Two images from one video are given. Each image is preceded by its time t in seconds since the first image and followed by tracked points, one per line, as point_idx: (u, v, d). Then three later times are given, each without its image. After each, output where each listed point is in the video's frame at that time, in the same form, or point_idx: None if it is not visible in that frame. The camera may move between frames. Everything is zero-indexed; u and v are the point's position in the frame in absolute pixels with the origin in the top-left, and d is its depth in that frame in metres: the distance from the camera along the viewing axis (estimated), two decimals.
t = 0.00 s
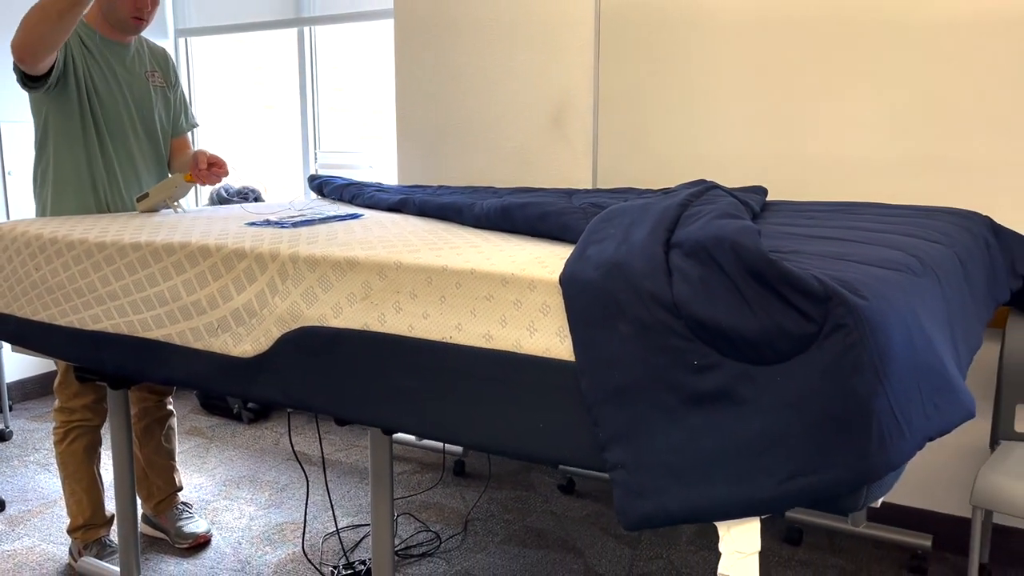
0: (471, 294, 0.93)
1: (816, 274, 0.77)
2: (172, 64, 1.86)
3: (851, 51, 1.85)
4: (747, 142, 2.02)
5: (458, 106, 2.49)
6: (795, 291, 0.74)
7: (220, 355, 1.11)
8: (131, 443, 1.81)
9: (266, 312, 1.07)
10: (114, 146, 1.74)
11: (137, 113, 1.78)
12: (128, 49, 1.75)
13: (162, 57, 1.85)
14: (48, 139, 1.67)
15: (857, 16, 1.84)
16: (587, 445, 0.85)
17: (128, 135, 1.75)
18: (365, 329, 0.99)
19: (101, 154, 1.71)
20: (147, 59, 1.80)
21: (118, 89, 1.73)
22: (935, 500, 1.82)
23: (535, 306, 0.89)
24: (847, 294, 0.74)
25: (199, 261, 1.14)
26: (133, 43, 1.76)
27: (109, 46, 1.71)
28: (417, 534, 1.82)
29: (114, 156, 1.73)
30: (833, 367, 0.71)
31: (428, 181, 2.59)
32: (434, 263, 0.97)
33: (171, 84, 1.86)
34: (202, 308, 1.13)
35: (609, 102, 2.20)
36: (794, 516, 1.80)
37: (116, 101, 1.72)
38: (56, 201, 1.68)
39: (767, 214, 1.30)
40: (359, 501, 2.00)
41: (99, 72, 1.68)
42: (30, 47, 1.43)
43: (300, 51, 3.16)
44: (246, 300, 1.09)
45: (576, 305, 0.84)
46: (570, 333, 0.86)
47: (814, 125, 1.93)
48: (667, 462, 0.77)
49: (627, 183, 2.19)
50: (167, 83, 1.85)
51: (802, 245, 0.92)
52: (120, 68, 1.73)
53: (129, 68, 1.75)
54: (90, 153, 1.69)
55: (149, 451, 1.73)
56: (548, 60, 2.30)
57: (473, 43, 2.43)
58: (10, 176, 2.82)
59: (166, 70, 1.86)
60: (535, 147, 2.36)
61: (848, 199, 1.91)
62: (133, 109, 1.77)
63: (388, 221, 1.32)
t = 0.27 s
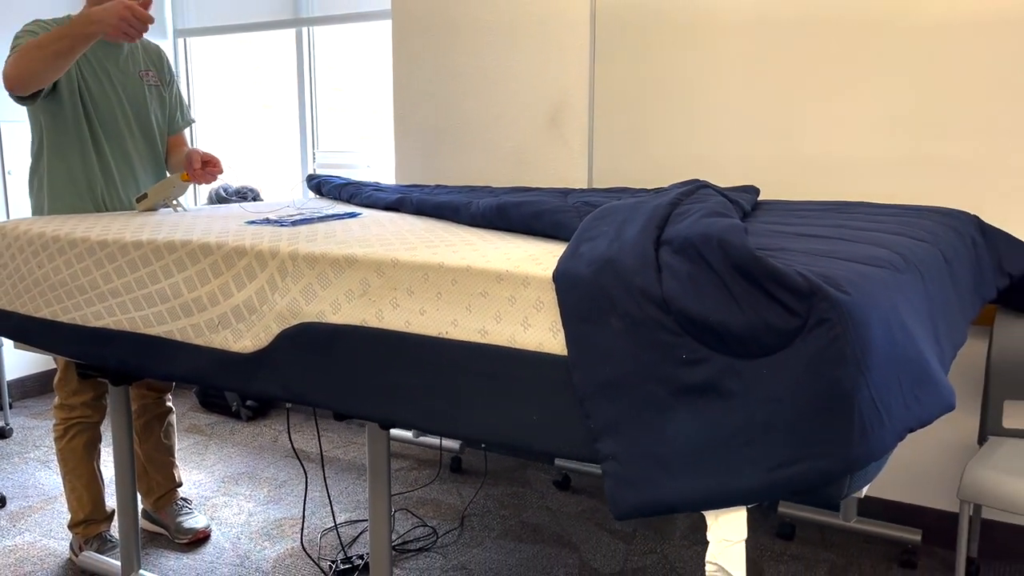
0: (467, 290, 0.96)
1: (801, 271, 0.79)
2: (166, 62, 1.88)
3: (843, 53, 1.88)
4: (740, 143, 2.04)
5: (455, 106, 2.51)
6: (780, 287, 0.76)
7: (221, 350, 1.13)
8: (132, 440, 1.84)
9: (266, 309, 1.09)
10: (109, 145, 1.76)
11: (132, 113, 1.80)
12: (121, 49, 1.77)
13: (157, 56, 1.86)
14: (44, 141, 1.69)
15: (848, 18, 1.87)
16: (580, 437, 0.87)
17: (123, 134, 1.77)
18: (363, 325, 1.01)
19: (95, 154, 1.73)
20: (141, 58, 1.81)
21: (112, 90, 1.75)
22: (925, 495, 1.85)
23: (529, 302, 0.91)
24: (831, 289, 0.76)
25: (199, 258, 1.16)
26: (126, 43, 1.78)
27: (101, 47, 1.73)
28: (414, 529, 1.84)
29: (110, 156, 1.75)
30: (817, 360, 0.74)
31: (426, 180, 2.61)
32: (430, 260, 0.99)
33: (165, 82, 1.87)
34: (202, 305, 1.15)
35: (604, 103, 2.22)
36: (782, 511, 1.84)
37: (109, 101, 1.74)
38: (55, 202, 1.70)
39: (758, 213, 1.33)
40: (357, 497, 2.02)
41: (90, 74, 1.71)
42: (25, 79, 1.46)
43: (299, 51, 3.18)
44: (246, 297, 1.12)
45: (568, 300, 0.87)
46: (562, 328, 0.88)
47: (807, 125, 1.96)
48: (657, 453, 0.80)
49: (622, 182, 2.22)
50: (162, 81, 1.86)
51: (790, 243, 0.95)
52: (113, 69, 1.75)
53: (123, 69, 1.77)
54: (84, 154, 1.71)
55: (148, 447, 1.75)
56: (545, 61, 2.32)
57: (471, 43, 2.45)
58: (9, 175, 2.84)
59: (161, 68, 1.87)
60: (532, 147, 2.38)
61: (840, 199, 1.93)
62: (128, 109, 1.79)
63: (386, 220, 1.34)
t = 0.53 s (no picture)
0: (465, 287, 0.98)
1: (791, 268, 0.81)
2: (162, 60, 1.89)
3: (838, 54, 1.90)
4: (736, 143, 2.06)
5: (454, 106, 2.53)
6: (770, 283, 0.78)
7: (223, 347, 1.15)
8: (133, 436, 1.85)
9: (268, 306, 1.11)
10: (109, 145, 1.78)
11: (130, 113, 1.82)
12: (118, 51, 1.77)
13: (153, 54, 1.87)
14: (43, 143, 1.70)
15: (843, 20, 1.89)
16: (575, 431, 0.89)
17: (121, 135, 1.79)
18: (363, 321, 1.03)
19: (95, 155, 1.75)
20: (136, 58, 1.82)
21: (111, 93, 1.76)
22: (918, 491, 1.87)
23: (526, 298, 0.93)
24: (820, 286, 0.78)
25: (202, 256, 1.18)
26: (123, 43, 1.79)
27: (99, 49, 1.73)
28: (413, 525, 1.86)
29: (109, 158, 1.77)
30: (805, 354, 0.76)
31: (425, 180, 2.64)
32: (429, 258, 1.01)
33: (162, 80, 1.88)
34: (205, 302, 1.17)
35: (602, 103, 2.24)
36: (776, 507, 1.87)
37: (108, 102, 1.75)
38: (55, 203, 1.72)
39: (753, 212, 1.35)
40: (357, 493, 2.04)
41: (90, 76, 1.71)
42: (26, 120, 1.47)
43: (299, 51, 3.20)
44: (248, 294, 1.13)
45: (564, 297, 0.89)
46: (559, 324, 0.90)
47: (803, 126, 1.98)
48: (650, 446, 0.82)
49: (620, 182, 2.24)
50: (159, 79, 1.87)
51: (782, 241, 0.97)
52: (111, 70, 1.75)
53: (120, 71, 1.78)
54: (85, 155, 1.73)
55: (150, 444, 1.77)
56: (543, 62, 2.34)
57: (470, 43, 2.47)
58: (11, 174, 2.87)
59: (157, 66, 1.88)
60: (530, 146, 2.41)
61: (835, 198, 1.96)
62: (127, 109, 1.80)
63: (386, 219, 1.36)
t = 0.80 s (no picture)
0: (466, 285, 1.00)
1: (786, 266, 0.83)
2: (162, 59, 1.89)
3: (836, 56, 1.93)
4: (735, 143, 2.08)
5: (455, 106, 2.55)
6: (765, 281, 0.80)
7: (228, 343, 1.17)
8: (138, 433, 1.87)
9: (273, 303, 1.13)
10: (110, 148, 1.79)
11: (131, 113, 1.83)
12: (118, 52, 1.78)
13: (152, 53, 1.88)
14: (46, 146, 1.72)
15: (841, 22, 1.91)
16: (574, 425, 0.91)
17: (123, 136, 1.81)
18: (367, 318, 1.05)
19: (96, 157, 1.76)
20: (136, 58, 1.83)
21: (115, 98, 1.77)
22: (914, 488, 1.89)
23: (526, 295, 0.95)
24: (814, 284, 0.80)
25: (208, 254, 1.20)
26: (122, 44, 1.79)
27: (99, 51, 1.74)
28: (415, 521, 1.88)
29: (112, 161, 1.79)
30: (798, 350, 0.77)
31: (426, 179, 2.65)
32: (432, 256, 1.03)
33: (163, 78, 1.88)
34: (210, 300, 1.19)
35: (602, 103, 2.26)
36: (775, 504, 1.89)
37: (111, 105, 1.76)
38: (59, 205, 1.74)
39: (750, 212, 1.37)
40: (359, 490, 2.06)
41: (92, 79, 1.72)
42: (38, 152, 1.49)
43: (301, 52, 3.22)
44: (253, 292, 1.15)
45: (563, 295, 0.91)
46: (558, 321, 0.92)
47: (801, 126, 2.00)
48: (647, 439, 0.83)
49: (619, 181, 2.26)
50: (161, 78, 1.88)
51: (777, 239, 0.99)
52: (113, 72, 1.76)
53: (121, 72, 1.79)
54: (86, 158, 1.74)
55: (154, 442, 1.79)
56: (544, 62, 2.36)
57: (470, 44, 2.49)
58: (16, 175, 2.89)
59: (157, 64, 1.88)
60: (530, 146, 2.43)
61: (833, 198, 1.97)
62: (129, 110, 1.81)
63: (387, 218, 1.38)
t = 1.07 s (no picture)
0: (470, 282, 1.01)
1: (784, 264, 0.85)
2: (165, 58, 1.90)
3: (837, 57, 1.94)
4: (736, 143, 2.10)
5: (458, 107, 2.57)
6: (763, 278, 0.82)
7: (236, 340, 1.19)
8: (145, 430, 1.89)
9: (280, 300, 1.15)
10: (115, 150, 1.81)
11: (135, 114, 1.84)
12: (119, 54, 1.79)
13: (156, 53, 1.88)
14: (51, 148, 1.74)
15: (841, 23, 1.92)
16: (576, 420, 0.92)
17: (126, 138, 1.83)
18: (373, 315, 1.07)
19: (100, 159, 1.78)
20: (138, 59, 1.84)
21: (118, 101, 1.78)
22: (914, 486, 1.90)
23: (528, 292, 0.97)
24: (811, 281, 0.81)
25: (216, 253, 1.22)
26: (125, 45, 1.80)
27: (101, 54, 1.75)
28: (419, 518, 1.90)
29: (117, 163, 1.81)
30: (796, 347, 0.79)
31: (429, 179, 2.67)
32: (437, 255, 1.05)
33: (167, 77, 1.89)
34: (218, 297, 1.21)
35: (604, 104, 2.27)
36: (776, 502, 1.91)
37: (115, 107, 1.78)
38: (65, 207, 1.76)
39: (750, 211, 1.38)
40: (363, 487, 2.08)
41: (94, 82, 1.74)
42: (38, 168, 1.51)
43: (305, 53, 3.24)
44: (261, 290, 1.17)
45: (566, 292, 0.92)
46: (561, 317, 0.93)
47: (803, 126, 2.01)
48: (648, 433, 0.85)
49: (621, 181, 2.27)
50: (164, 78, 1.89)
51: (776, 238, 1.00)
52: (115, 74, 1.78)
53: (123, 75, 1.80)
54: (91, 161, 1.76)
55: (161, 438, 1.81)
56: (547, 63, 2.38)
57: (473, 45, 2.51)
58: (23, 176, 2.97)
59: (161, 64, 1.89)
60: (532, 146, 2.44)
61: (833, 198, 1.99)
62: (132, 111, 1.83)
63: (392, 217, 1.40)
